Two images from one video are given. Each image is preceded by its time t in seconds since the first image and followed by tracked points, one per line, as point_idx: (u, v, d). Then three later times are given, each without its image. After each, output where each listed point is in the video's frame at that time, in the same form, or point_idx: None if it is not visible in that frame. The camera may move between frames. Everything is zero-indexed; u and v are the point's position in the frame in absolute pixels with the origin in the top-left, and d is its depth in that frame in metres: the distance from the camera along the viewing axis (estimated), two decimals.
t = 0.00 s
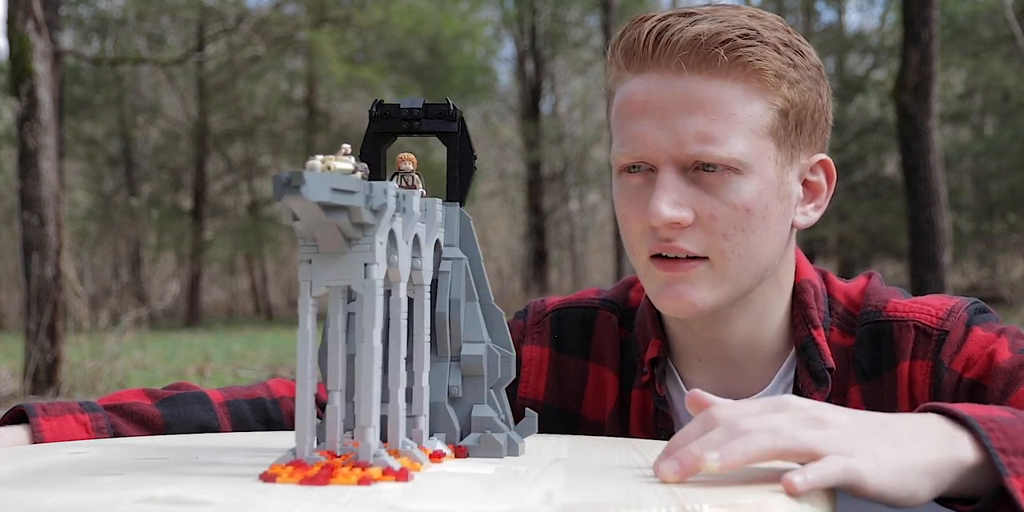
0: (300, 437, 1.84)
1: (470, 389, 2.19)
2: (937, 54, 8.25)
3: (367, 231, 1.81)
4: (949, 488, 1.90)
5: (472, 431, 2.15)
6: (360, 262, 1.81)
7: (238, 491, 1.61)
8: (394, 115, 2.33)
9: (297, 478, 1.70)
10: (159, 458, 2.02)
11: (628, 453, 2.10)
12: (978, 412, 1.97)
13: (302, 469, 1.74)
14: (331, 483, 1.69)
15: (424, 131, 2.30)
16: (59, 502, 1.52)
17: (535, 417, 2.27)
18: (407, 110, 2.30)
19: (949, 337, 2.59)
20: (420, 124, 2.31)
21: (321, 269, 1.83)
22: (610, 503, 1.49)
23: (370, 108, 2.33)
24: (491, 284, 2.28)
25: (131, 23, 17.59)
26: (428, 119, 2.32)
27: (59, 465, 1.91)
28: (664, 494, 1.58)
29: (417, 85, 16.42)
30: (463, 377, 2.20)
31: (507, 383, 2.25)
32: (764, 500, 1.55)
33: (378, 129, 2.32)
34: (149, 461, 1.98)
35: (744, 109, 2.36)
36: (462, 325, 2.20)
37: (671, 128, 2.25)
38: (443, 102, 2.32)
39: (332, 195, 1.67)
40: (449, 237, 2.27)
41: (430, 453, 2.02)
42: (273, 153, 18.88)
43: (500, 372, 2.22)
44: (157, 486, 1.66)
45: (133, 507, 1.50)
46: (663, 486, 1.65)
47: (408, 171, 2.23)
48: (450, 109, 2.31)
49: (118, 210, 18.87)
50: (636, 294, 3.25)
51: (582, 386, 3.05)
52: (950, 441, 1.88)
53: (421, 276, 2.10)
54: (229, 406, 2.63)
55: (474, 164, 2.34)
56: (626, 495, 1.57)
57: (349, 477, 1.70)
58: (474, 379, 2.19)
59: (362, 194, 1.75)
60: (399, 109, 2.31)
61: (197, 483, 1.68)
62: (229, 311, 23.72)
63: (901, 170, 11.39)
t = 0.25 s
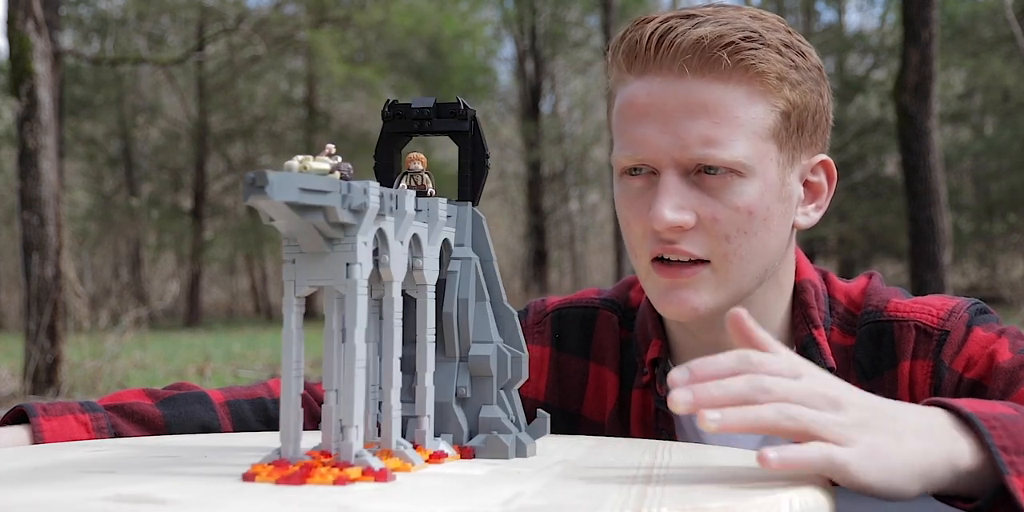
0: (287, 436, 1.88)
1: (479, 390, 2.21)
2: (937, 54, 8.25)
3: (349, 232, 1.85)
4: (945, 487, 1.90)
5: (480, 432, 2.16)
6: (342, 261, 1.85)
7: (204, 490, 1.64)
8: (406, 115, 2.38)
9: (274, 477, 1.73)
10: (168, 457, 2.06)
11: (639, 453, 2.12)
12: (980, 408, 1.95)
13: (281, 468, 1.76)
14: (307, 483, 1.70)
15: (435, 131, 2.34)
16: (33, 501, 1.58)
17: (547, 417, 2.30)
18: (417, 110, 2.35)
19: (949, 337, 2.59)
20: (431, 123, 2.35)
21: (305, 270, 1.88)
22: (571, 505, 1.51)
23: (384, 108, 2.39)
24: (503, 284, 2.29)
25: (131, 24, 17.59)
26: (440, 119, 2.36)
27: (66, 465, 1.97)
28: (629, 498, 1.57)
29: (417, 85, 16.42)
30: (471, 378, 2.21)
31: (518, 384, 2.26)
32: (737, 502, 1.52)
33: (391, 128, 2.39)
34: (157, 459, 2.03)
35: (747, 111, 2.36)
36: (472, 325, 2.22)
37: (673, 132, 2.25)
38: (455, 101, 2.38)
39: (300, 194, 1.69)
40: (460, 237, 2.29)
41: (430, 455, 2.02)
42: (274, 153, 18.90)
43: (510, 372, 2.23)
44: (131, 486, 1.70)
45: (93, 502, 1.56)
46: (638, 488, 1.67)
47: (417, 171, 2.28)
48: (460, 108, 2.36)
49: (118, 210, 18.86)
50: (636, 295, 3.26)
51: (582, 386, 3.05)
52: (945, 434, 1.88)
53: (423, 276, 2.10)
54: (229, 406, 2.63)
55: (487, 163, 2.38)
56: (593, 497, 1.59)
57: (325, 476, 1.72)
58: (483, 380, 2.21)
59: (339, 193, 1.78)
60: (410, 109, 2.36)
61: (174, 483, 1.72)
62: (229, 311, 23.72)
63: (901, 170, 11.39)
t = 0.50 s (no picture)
0: (276, 434, 1.90)
1: (485, 390, 2.21)
2: (937, 54, 8.25)
3: (334, 232, 1.85)
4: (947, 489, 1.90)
5: (485, 433, 2.16)
6: (328, 262, 1.85)
7: (175, 490, 1.67)
8: (415, 115, 2.42)
9: (255, 477, 1.75)
10: (175, 456, 2.07)
11: (648, 454, 2.11)
12: (1004, 401, 1.91)
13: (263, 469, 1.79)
14: (287, 483, 1.73)
15: (443, 130, 2.38)
16: (10, 497, 1.61)
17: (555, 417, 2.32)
18: (426, 109, 2.39)
19: (948, 338, 2.59)
20: (439, 122, 2.39)
21: (291, 271, 1.90)
22: (537, 506, 1.52)
23: (394, 108, 2.43)
24: (512, 284, 2.30)
25: (131, 24, 17.59)
26: (448, 118, 2.39)
27: (69, 462, 1.99)
28: (597, 500, 1.55)
29: (417, 85, 16.42)
30: (477, 378, 2.22)
31: (526, 385, 2.25)
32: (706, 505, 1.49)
33: (402, 128, 2.43)
34: (160, 458, 2.04)
35: (748, 115, 2.37)
36: (477, 325, 2.24)
37: (675, 139, 2.27)
38: (462, 100, 2.39)
39: (275, 194, 1.69)
40: (466, 237, 2.30)
41: (429, 455, 2.02)
42: (273, 153, 18.91)
43: (516, 372, 2.22)
44: (114, 483, 1.74)
45: (68, 500, 1.59)
46: (618, 489, 1.67)
47: (425, 171, 2.32)
48: (468, 107, 2.37)
49: (118, 210, 18.87)
50: (633, 296, 3.26)
51: (581, 388, 3.05)
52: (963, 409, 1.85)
53: (424, 276, 2.10)
54: (229, 406, 2.63)
55: (495, 162, 2.37)
56: (568, 497, 1.60)
57: (305, 477, 1.74)
58: (488, 380, 2.21)
59: (317, 193, 1.79)
60: (419, 108, 2.40)
61: (154, 483, 1.74)
62: (229, 311, 23.72)
63: (901, 170, 11.39)
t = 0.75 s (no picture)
0: (269, 432, 1.90)
1: (489, 391, 2.21)
2: (937, 54, 8.25)
3: (324, 231, 1.86)
4: (944, 491, 1.91)
5: (488, 433, 2.16)
6: (318, 261, 1.85)
7: (157, 489, 1.68)
8: (421, 115, 2.42)
9: (242, 476, 1.76)
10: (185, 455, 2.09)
11: (654, 455, 2.10)
12: (986, 410, 1.97)
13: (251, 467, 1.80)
14: (273, 482, 1.73)
15: (449, 130, 2.38)
16: None
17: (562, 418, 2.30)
18: (432, 110, 2.39)
19: (948, 338, 2.60)
20: (445, 123, 2.38)
21: (281, 270, 1.91)
22: (518, 507, 1.52)
23: (401, 110, 2.44)
24: (519, 284, 2.29)
25: (131, 24, 17.59)
26: (454, 117, 2.39)
27: (73, 461, 2.01)
28: (574, 502, 1.55)
29: (417, 85, 16.43)
30: (481, 379, 2.22)
31: (531, 385, 2.25)
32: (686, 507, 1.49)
33: (409, 128, 2.44)
34: (169, 457, 2.05)
35: (764, 111, 2.39)
36: (481, 325, 2.23)
37: (696, 132, 2.26)
38: (468, 100, 2.39)
39: (257, 194, 1.69)
40: (471, 236, 2.30)
41: (428, 456, 2.03)
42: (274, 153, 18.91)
43: (521, 373, 2.22)
44: (102, 481, 1.75)
45: (48, 498, 1.60)
46: (602, 491, 1.66)
47: (430, 171, 2.32)
48: (473, 106, 2.37)
49: (118, 210, 18.87)
50: (633, 297, 3.26)
51: (581, 389, 3.04)
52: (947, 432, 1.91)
53: (424, 276, 2.10)
54: (229, 406, 2.62)
55: (502, 162, 2.39)
56: (548, 497, 1.60)
57: (291, 477, 1.74)
58: (493, 380, 2.21)
59: (302, 192, 1.79)
60: (426, 108, 2.40)
61: (139, 483, 1.74)
62: (229, 311, 23.72)
63: (901, 170, 11.40)
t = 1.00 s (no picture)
0: (264, 432, 1.90)
1: (491, 391, 2.21)
2: (937, 54, 8.25)
3: (316, 231, 1.86)
4: (940, 493, 1.92)
5: (491, 434, 2.16)
6: (311, 261, 1.86)
7: (145, 488, 1.69)
8: (427, 115, 2.43)
9: (234, 476, 1.76)
10: (193, 454, 2.10)
11: (656, 456, 2.10)
12: (977, 415, 1.99)
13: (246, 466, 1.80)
14: (263, 482, 1.73)
15: (454, 130, 2.38)
16: None
17: (565, 419, 2.30)
18: (438, 109, 2.40)
19: (948, 339, 2.60)
20: (450, 123, 2.39)
21: (277, 270, 1.90)
22: (504, 506, 1.53)
23: (408, 109, 2.45)
24: (523, 284, 2.29)
25: (131, 24, 17.59)
26: (459, 117, 2.39)
27: (76, 460, 2.02)
28: (557, 502, 1.56)
29: (417, 85, 16.43)
30: (483, 379, 2.22)
31: (533, 386, 2.26)
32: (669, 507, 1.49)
33: (416, 128, 2.45)
34: (176, 456, 2.07)
35: (765, 108, 2.39)
36: (484, 325, 2.23)
37: (698, 130, 2.26)
38: (472, 99, 2.38)
39: (244, 194, 1.69)
40: (476, 236, 2.30)
41: (427, 456, 2.03)
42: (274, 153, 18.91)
43: (524, 373, 2.23)
44: (91, 480, 1.76)
45: (35, 496, 1.61)
46: (590, 491, 1.66)
47: (434, 170, 2.32)
48: (477, 105, 2.37)
49: (118, 210, 18.87)
50: (633, 297, 3.26)
51: (580, 389, 3.05)
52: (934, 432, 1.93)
53: (424, 276, 2.10)
54: (229, 406, 2.63)
55: (507, 163, 2.38)
56: (535, 497, 1.60)
57: (281, 476, 1.74)
58: (495, 381, 2.21)
59: (292, 192, 1.79)
60: (431, 108, 2.41)
61: (131, 481, 1.74)
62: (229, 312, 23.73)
63: (901, 170, 11.40)
